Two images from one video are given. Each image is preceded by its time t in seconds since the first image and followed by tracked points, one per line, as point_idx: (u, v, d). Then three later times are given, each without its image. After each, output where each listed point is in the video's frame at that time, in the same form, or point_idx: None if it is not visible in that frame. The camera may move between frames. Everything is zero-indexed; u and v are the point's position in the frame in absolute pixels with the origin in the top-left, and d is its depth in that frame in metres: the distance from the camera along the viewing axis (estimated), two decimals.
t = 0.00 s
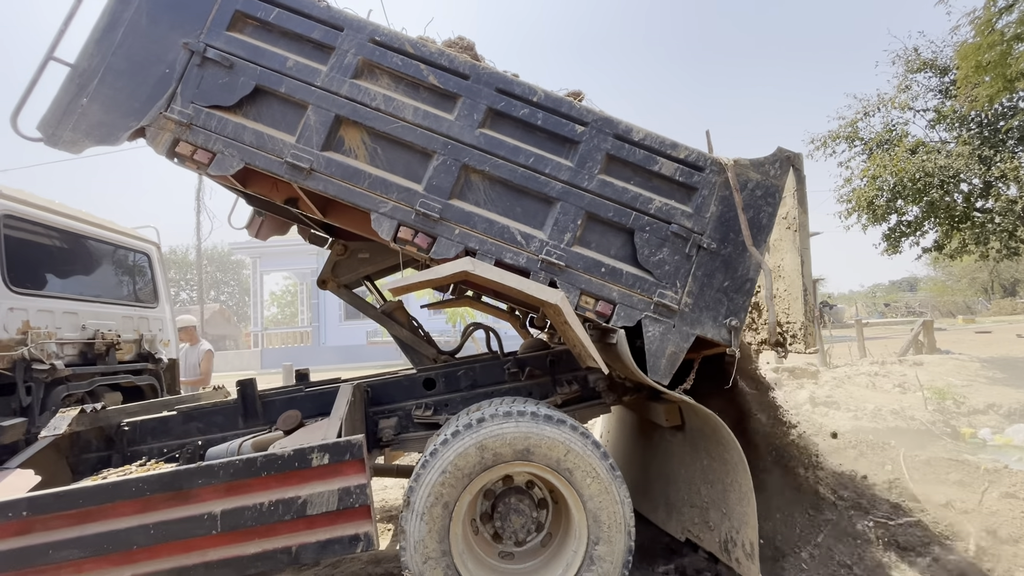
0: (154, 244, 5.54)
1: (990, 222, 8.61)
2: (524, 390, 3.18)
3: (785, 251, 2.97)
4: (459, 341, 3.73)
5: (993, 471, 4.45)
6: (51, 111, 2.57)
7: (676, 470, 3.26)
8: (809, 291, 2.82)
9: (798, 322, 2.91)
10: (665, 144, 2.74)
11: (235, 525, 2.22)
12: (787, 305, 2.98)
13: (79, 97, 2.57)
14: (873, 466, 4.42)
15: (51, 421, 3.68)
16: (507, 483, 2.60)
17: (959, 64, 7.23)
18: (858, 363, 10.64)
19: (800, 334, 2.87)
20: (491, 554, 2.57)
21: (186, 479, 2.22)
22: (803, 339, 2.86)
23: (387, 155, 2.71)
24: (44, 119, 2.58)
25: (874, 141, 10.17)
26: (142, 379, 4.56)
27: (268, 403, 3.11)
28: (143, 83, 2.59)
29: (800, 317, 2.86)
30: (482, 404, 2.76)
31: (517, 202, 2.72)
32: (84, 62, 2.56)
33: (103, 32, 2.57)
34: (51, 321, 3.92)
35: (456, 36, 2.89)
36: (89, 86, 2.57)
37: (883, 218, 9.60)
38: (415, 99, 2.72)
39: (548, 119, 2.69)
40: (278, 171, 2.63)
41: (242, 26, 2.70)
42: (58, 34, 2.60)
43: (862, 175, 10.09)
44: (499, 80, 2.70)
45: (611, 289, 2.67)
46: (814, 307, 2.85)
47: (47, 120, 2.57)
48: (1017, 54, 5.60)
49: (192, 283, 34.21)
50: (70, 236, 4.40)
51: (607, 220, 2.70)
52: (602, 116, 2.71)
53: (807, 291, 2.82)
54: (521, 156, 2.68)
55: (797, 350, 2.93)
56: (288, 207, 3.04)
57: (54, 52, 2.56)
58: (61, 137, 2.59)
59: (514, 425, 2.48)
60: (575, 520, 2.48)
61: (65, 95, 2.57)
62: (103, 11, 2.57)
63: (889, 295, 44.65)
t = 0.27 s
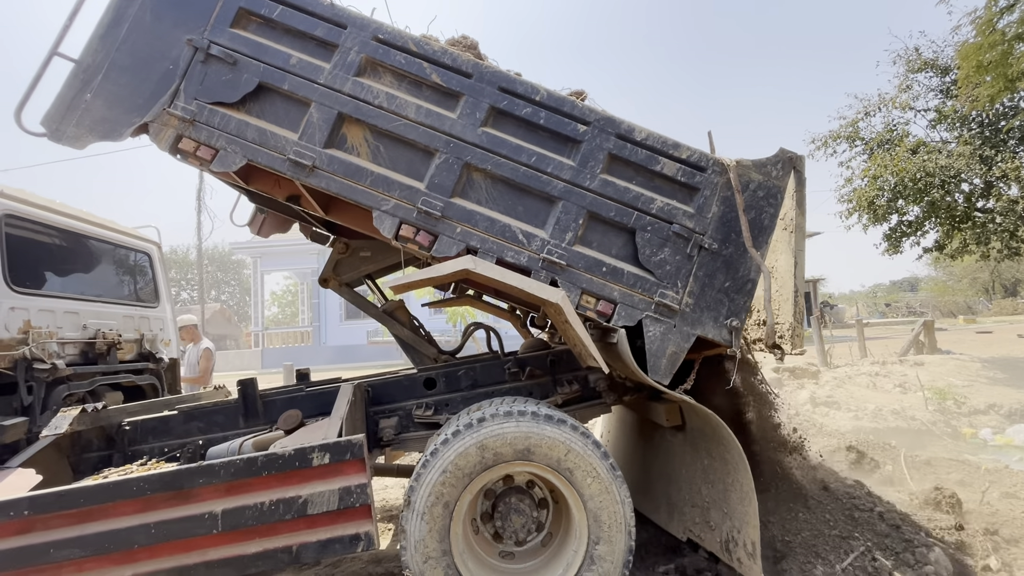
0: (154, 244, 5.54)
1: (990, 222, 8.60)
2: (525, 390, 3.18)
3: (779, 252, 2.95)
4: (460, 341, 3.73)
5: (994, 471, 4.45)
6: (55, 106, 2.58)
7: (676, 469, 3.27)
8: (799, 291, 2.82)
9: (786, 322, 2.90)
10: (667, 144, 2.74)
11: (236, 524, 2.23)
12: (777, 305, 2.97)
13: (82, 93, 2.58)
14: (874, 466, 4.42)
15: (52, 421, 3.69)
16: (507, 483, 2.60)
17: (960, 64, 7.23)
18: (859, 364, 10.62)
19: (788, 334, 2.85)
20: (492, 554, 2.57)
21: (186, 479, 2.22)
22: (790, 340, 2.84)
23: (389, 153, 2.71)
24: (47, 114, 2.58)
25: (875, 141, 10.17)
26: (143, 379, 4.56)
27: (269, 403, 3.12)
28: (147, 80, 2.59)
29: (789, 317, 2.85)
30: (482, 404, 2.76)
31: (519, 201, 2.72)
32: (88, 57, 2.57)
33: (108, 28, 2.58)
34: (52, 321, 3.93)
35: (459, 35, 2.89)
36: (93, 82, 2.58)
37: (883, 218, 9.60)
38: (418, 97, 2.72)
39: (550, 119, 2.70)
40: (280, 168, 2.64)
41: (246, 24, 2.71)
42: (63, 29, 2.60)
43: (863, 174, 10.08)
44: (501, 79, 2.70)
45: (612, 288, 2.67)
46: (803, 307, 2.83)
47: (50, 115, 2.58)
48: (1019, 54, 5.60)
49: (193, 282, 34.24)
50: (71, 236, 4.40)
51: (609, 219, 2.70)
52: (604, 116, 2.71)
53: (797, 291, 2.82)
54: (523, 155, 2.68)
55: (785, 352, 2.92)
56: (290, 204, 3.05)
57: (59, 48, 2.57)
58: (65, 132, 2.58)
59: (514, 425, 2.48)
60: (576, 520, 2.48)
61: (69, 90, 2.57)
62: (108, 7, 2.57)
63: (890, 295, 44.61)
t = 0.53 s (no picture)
0: (155, 243, 5.55)
1: (991, 223, 8.60)
2: (525, 390, 3.18)
3: (779, 251, 2.83)
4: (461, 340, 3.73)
5: (994, 471, 4.46)
6: (60, 101, 2.59)
7: (677, 469, 3.27)
8: (798, 292, 2.73)
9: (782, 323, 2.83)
10: (670, 144, 2.74)
11: (237, 523, 2.23)
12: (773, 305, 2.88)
13: (87, 88, 2.59)
14: (874, 465, 4.43)
15: (53, 420, 3.69)
16: (507, 483, 2.60)
17: (960, 64, 7.23)
18: (859, 364, 10.61)
19: (785, 335, 2.79)
20: (492, 553, 2.58)
21: (187, 478, 2.22)
22: (788, 341, 2.79)
23: (392, 150, 2.71)
24: (52, 108, 2.59)
25: (876, 141, 10.16)
26: (143, 378, 4.57)
27: (270, 402, 3.12)
28: (152, 75, 2.60)
29: (786, 318, 2.79)
30: (483, 403, 2.76)
31: (521, 200, 2.73)
32: (93, 53, 2.57)
33: (113, 23, 2.58)
34: (54, 320, 3.93)
35: (464, 33, 2.89)
36: (98, 77, 2.58)
37: (884, 218, 9.60)
38: (421, 95, 2.73)
39: (553, 118, 2.70)
40: (284, 164, 2.64)
41: (251, 20, 2.71)
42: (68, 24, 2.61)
43: (863, 175, 10.08)
44: (505, 78, 2.70)
45: (613, 287, 2.68)
46: (801, 308, 2.76)
47: (55, 109, 2.59)
48: (1020, 54, 5.61)
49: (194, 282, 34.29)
50: (72, 235, 4.41)
51: (611, 219, 2.70)
52: (607, 115, 2.72)
53: (796, 292, 2.73)
54: (525, 154, 2.69)
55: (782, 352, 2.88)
56: (292, 201, 3.07)
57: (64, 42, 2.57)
58: (69, 127, 2.60)
59: (514, 424, 2.49)
60: (576, 520, 2.49)
61: (74, 85, 2.58)
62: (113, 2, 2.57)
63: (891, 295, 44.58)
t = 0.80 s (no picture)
0: (156, 243, 5.55)
1: (992, 223, 8.59)
2: (525, 389, 3.18)
3: (783, 253, 2.93)
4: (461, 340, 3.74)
5: (994, 471, 4.46)
6: (64, 95, 2.60)
7: (676, 469, 3.27)
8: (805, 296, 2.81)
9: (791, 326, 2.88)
10: (671, 144, 2.74)
11: (237, 523, 2.24)
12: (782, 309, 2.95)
13: (91, 83, 2.59)
14: (875, 465, 4.43)
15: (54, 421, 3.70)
16: (507, 483, 2.61)
17: (961, 64, 7.23)
18: (860, 364, 10.61)
19: (793, 338, 2.84)
20: (492, 553, 2.58)
21: (188, 477, 2.23)
22: (796, 343, 2.83)
23: (394, 148, 2.72)
24: (57, 103, 2.61)
25: (876, 141, 10.16)
26: (144, 378, 4.57)
27: (270, 402, 3.13)
28: (155, 71, 2.61)
29: (794, 321, 2.84)
30: (483, 403, 2.76)
31: (522, 199, 2.73)
32: (97, 48, 2.58)
33: (117, 19, 2.59)
34: (54, 320, 3.94)
35: (467, 33, 2.90)
36: (101, 72, 2.59)
37: (885, 218, 9.60)
38: (424, 93, 2.73)
39: (555, 117, 2.70)
40: (286, 161, 2.65)
41: (254, 17, 2.72)
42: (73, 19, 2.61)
43: (864, 175, 10.08)
44: (507, 77, 2.71)
45: (613, 287, 2.68)
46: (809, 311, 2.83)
47: (59, 104, 2.61)
48: (1020, 54, 5.61)
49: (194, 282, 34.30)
50: (72, 235, 4.41)
51: (612, 219, 2.71)
52: (609, 115, 2.72)
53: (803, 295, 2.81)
54: (527, 153, 2.69)
55: (787, 353, 2.89)
56: (294, 198, 3.07)
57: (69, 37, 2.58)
58: (73, 121, 2.62)
59: (514, 424, 2.49)
60: (576, 520, 2.49)
61: (78, 80, 2.59)
62: None
63: (892, 295, 44.49)
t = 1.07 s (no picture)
0: (156, 243, 5.55)
1: (992, 222, 8.58)
2: (526, 389, 3.18)
3: (790, 255, 3.01)
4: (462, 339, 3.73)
5: (995, 471, 4.46)
6: (67, 90, 2.60)
7: (677, 469, 3.27)
8: (814, 297, 2.86)
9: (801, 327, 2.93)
10: (674, 144, 2.74)
11: (237, 522, 2.23)
12: (790, 310, 2.99)
13: (94, 78, 2.59)
14: (876, 465, 4.43)
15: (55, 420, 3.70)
16: (508, 482, 2.61)
17: (962, 64, 7.23)
18: (860, 363, 10.60)
19: (803, 338, 2.89)
20: (492, 552, 2.58)
21: (188, 477, 2.23)
22: (806, 344, 2.88)
23: (397, 145, 2.72)
24: (59, 97, 2.60)
25: (877, 141, 10.15)
26: (144, 377, 4.57)
27: (270, 402, 3.13)
28: (158, 66, 2.60)
29: (804, 321, 2.88)
30: (483, 403, 2.76)
31: (524, 197, 2.73)
32: (101, 43, 2.57)
33: (121, 14, 2.57)
34: (54, 319, 3.94)
35: (472, 31, 2.90)
36: (105, 67, 2.58)
37: (885, 217, 9.59)
38: (426, 91, 2.73)
39: (557, 115, 2.70)
40: (288, 157, 2.65)
41: (258, 13, 2.72)
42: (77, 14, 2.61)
43: (864, 174, 10.07)
44: (510, 75, 2.70)
45: (614, 286, 2.68)
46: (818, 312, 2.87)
47: (62, 99, 2.60)
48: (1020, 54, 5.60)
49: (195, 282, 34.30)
50: (73, 235, 4.41)
51: (613, 218, 2.70)
52: (612, 114, 2.71)
53: (812, 297, 2.86)
54: (529, 151, 2.69)
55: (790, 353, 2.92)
56: (296, 194, 3.09)
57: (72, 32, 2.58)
58: (75, 116, 2.61)
59: (514, 424, 2.49)
60: (576, 519, 2.49)
61: (81, 75, 2.59)
62: None
63: (892, 295, 44.46)
